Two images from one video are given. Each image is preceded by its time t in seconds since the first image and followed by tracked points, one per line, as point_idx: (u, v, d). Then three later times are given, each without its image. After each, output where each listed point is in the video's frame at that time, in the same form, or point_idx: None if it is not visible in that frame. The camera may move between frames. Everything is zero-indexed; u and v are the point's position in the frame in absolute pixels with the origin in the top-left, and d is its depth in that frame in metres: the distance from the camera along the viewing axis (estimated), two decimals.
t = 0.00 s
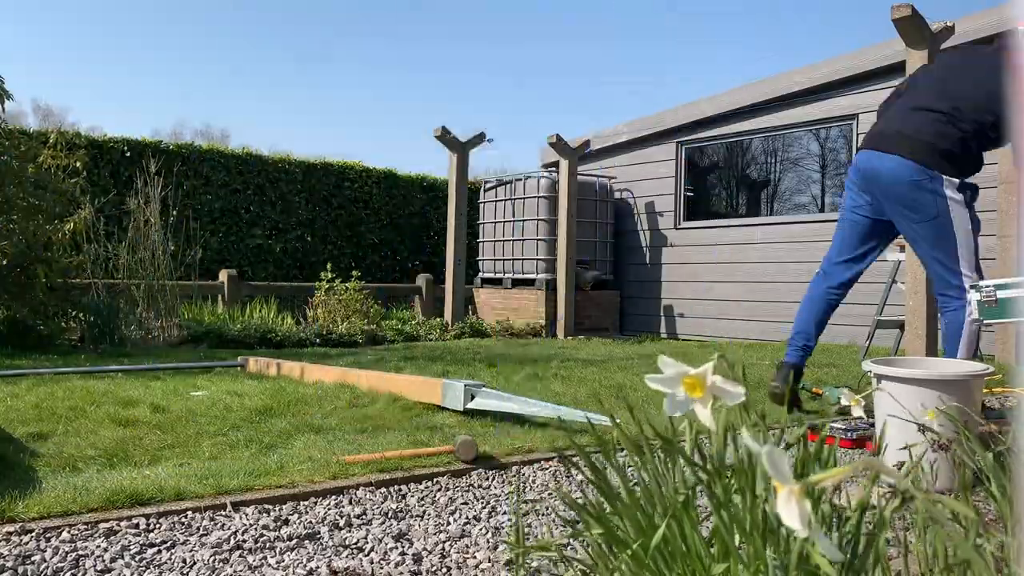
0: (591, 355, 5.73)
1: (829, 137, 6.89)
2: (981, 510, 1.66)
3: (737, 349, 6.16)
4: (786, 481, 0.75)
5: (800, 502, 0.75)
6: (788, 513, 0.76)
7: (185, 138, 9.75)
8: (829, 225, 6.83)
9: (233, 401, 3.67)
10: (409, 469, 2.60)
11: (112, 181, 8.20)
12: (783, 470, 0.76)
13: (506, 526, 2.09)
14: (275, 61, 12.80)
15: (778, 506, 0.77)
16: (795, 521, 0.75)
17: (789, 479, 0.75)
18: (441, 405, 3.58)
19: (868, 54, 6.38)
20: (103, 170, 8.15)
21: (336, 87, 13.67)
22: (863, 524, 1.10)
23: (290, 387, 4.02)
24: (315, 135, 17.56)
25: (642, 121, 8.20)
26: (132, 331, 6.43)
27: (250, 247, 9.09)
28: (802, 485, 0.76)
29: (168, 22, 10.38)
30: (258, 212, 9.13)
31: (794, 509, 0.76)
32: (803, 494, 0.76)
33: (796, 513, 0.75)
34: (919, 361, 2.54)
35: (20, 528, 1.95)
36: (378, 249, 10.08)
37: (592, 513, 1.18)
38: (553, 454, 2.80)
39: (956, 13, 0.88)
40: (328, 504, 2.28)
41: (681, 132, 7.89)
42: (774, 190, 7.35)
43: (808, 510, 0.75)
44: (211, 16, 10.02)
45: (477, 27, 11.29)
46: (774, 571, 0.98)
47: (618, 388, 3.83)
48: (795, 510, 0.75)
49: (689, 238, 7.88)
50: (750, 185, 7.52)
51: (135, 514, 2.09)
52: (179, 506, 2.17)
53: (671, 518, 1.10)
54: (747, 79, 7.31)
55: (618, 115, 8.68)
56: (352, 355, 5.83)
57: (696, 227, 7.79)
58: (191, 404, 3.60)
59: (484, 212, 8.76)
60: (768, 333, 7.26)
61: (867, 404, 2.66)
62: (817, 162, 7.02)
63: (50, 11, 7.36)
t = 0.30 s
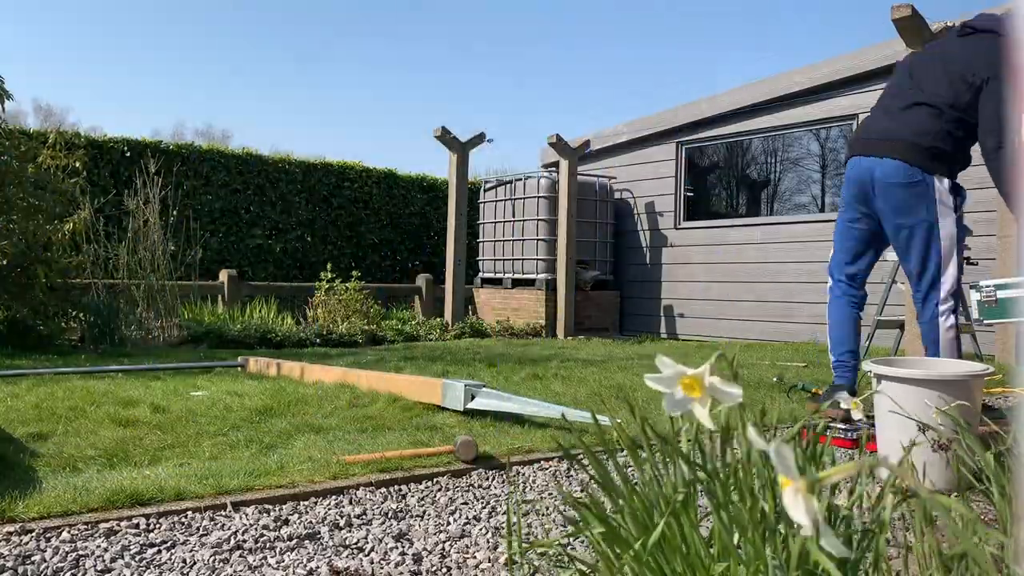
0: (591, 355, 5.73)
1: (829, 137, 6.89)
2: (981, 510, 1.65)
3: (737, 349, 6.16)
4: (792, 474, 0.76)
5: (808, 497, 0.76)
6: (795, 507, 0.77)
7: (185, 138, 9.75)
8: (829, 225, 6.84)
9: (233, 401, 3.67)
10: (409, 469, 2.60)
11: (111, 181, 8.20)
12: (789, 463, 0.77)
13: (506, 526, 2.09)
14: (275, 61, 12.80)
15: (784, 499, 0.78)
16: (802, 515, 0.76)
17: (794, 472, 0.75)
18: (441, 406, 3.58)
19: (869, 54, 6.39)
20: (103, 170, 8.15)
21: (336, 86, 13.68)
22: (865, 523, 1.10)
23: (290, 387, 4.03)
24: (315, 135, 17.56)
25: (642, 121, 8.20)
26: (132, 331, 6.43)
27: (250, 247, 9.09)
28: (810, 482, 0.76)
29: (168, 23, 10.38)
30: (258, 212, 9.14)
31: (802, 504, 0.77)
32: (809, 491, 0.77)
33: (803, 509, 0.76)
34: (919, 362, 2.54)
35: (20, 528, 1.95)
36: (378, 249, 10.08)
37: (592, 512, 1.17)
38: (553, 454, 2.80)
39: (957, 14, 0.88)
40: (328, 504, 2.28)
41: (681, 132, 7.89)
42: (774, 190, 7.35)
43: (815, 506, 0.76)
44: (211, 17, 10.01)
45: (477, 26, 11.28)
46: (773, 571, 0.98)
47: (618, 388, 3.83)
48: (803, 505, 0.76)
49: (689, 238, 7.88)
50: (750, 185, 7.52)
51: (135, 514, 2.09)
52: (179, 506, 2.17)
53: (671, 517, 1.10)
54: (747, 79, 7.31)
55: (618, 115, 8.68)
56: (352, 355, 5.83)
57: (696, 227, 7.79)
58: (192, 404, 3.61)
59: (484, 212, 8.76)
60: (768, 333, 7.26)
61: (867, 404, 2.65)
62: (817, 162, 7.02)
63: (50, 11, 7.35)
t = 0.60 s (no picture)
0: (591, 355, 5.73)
1: (829, 137, 6.89)
2: (982, 510, 1.65)
3: (737, 349, 6.16)
4: (782, 487, 0.74)
5: (794, 507, 0.74)
6: (784, 519, 0.75)
7: (185, 138, 9.75)
8: (829, 225, 6.84)
9: (233, 401, 3.67)
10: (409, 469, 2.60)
11: (111, 181, 8.20)
12: (782, 473, 0.75)
13: (506, 527, 2.09)
14: (275, 60, 12.80)
15: (774, 510, 0.75)
16: (791, 528, 0.74)
17: (784, 483, 0.73)
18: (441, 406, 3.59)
19: (868, 54, 6.38)
20: (103, 170, 8.15)
21: (335, 86, 13.69)
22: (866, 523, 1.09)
23: (290, 387, 4.03)
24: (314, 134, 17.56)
25: (642, 121, 8.20)
26: (132, 331, 6.43)
27: (250, 247, 9.10)
28: (797, 490, 0.75)
29: (167, 22, 10.38)
30: (258, 212, 9.15)
31: (790, 513, 0.75)
32: (799, 499, 0.75)
33: (791, 520, 0.74)
34: (919, 361, 2.54)
35: (20, 528, 1.95)
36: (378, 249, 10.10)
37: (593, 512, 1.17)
38: (553, 454, 2.80)
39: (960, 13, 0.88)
40: (328, 504, 2.28)
41: (681, 132, 7.88)
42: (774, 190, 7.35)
43: (803, 514, 0.74)
44: (211, 16, 10.01)
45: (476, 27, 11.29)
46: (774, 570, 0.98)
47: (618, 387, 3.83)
48: (791, 513, 0.74)
49: (689, 238, 7.88)
50: (750, 185, 7.52)
51: (135, 514, 2.09)
52: (179, 506, 2.17)
53: (671, 515, 1.10)
54: (747, 79, 7.30)
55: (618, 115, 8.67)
56: (352, 355, 5.84)
57: (696, 227, 7.79)
58: (191, 404, 3.61)
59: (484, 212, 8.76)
60: (768, 333, 7.26)
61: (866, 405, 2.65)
62: (817, 162, 7.02)
63: (50, 11, 7.34)
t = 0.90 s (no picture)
0: (590, 355, 5.74)
1: (829, 137, 6.89)
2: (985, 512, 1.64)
3: (737, 349, 6.16)
4: (771, 491, 0.76)
5: (782, 511, 0.76)
6: (773, 523, 0.76)
7: (185, 138, 9.75)
8: (829, 225, 6.84)
9: (233, 401, 3.67)
10: (409, 469, 2.60)
11: (111, 181, 8.20)
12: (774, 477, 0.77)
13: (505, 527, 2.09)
14: (275, 60, 12.81)
15: (765, 513, 0.77)
16: (779, 530, 0.76)
17: (772, 486, 0.76)
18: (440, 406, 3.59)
19: (868, 54, 6.38)
20: (103, 170, 8.14)
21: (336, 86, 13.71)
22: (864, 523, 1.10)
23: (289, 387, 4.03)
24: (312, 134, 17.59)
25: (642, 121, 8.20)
26: (132, 331, 6.43)
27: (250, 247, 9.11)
28: (786, 495, 0.76)
29: (167, 22, 10.39)
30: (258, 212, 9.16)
31: (779, 516, 0.77)
32: (789, 504, 0.77)
33: (780, 523, 0.76)
34: (918, 361, 2.54)
35: (20, 528, 1.95)
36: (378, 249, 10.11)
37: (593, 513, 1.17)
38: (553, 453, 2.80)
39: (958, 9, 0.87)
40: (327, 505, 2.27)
41: (681, 133, 7.88)
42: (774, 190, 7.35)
43: (791, 518, 0.76)
44: (211, 17, 10.02)
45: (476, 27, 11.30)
46: (774, 571, 0.97)
47: (617, 387, 3.84)
48: (779, 516, 0.76)
49: (688, 239, 7.88)
50: (750, 186, 7.52)
51: (135, 514, 2.09)
52: (179, 506, 2.16)
53: (671, 518, 1.10)
54: (747, 79, 7.30)
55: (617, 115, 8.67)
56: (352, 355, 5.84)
57: (697, 227, 7.78)
58: (191, 405, 3.61)
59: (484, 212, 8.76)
60: (768, 333, 7.26)
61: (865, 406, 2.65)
62: (817, 162, 7.02)
63: (49, 11, 7.35)
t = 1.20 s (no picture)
0: (590, 355, 5.74)
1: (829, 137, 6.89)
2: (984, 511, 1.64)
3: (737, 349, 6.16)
4: (764, 512, 0.80)
5: (781, 527, 0.79)
6: (772, 537, 0.80)
7: (185, 138, 9.76)
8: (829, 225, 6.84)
9: (233, 401, 3.67)
10: (410, 469, 2.60)
11: (111, 181, 8.20)
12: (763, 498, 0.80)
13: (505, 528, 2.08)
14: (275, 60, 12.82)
15: (762, 530, 0.81)
16: (778, 546, 0.79)
17: (763, 507, 0.79)
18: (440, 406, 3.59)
19: (869, 54, 6.38)
20: (103, 170, 8.14)
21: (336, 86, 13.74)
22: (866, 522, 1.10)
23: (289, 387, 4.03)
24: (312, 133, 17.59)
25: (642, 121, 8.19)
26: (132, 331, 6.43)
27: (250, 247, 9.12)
28: (782, 513, 0.80)
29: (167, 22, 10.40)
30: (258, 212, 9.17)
31: (779, 535, 0.80)
32: (785, 524, 0.81)
33: (778, 537, 0.80)
34: (919, 362, 2.54)
35: (20, 528, 1.95)
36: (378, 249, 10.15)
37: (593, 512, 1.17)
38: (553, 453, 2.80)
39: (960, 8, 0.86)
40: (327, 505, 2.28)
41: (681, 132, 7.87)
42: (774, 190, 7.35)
43: (790, 534, 0.80)
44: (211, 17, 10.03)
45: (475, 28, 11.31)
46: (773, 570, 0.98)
47: (617, 387, 3.84)
48: (777, 533, 0.80)
49: (688, 238, 7.88)
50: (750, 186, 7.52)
51: (135, 514, 2.09)
52: (179, 506, 2.16)
53: (671, 517, 1.09)
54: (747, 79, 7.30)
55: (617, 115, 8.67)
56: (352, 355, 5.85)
57: (697, 227, 7.78)
58: (191, 404, 3.61)
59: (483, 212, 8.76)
60: (768, 333, 7.27)
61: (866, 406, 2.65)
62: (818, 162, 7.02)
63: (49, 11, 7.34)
